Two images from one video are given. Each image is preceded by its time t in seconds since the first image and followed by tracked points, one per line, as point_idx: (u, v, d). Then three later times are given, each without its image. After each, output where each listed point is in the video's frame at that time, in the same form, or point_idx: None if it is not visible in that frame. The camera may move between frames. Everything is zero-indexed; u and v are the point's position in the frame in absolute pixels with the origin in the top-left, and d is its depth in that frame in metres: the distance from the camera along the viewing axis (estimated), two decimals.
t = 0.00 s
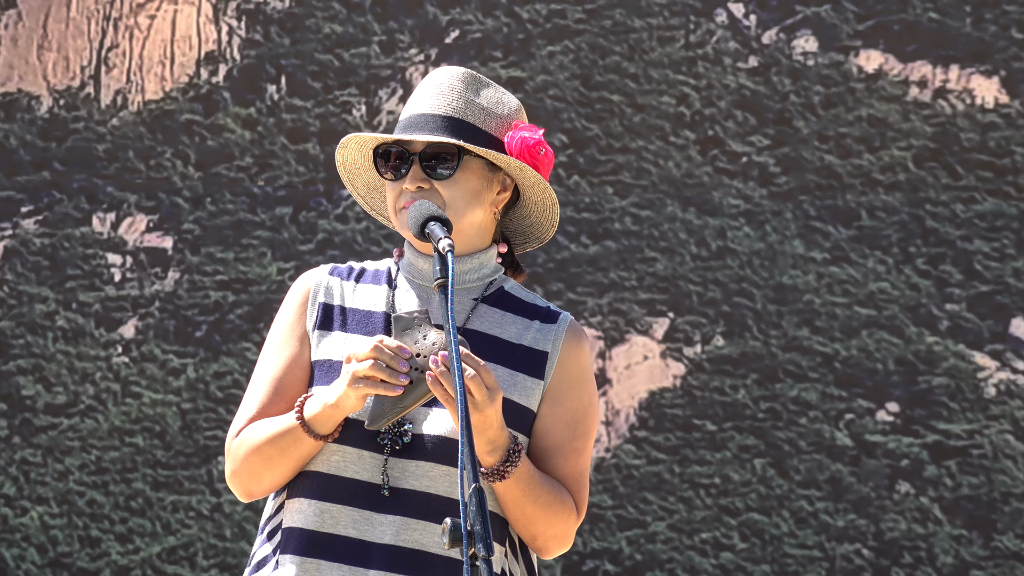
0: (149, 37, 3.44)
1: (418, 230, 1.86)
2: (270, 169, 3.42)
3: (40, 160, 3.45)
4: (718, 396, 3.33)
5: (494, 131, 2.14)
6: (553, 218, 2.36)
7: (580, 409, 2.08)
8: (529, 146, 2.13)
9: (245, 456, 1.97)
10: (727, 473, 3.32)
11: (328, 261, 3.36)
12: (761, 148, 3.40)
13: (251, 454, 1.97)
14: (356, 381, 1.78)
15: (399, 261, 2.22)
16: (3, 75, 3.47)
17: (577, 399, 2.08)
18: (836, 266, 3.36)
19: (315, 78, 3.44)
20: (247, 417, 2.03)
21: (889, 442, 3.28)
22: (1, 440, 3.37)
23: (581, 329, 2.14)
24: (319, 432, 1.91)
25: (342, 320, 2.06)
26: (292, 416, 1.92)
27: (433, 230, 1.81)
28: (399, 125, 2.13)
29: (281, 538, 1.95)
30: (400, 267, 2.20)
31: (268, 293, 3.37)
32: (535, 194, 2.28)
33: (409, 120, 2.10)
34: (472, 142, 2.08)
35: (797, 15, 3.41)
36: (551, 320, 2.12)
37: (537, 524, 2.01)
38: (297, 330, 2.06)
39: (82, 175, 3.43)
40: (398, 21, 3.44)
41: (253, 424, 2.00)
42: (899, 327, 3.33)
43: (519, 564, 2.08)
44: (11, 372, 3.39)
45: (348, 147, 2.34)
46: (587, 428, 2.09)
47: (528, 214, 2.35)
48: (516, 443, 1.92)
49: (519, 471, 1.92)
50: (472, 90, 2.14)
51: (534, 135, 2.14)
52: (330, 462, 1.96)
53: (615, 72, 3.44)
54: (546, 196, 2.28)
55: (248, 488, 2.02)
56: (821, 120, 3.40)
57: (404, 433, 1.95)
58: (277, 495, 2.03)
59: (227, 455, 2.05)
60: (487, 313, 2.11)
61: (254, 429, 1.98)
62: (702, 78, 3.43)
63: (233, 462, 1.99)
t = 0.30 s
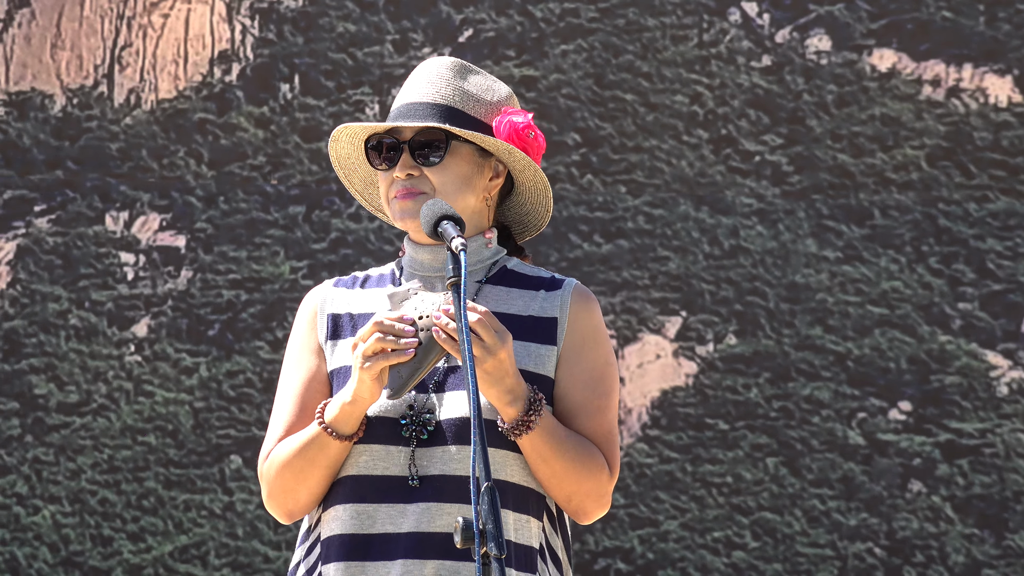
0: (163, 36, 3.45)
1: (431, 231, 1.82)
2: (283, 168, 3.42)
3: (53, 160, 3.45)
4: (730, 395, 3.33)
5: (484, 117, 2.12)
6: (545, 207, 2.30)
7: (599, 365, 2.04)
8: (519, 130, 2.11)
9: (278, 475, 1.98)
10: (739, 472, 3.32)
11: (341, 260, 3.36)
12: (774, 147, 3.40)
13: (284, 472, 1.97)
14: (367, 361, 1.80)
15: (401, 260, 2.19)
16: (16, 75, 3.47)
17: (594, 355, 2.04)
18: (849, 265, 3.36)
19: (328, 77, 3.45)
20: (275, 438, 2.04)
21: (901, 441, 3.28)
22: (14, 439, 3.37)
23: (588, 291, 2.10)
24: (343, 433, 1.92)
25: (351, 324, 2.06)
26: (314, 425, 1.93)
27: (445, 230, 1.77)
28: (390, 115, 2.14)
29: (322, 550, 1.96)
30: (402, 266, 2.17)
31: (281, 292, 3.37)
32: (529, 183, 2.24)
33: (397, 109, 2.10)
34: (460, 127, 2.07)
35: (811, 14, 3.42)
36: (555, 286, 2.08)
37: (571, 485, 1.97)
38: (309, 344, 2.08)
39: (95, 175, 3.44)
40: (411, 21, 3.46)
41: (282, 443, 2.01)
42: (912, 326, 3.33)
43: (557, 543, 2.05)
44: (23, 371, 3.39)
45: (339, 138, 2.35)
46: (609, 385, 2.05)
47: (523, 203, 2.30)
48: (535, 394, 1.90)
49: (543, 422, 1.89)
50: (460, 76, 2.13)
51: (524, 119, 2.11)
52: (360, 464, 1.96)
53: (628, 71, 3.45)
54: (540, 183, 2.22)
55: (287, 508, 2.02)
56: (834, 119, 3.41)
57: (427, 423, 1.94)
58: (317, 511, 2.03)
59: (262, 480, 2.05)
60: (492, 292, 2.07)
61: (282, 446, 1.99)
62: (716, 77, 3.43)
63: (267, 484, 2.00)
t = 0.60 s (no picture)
0: (164, 33, 3.46)
1: (432, 229, 1.81)
2: (284, 165, 3.43)
3: (54, 157, 3.45)
4: (731, 392, 3.33)
5: (461, 121, 2.10)
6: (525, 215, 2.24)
7: (592, 332, 2.00)
8: (495, 135, 2.07)
9: (304, 507, 2.02)
10: (740, 469, 3.32)
11: (342, 257, 3.35)
12: (775, 144, 3.40)
13: (307, 504, 2.02)
14: (348, 374, 1.81)
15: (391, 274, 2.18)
16: (17, 72, 3.47)
17: (586, 323, 2.00)
18: (850, 262, 3.36)
19: (329, 74, 3.45)
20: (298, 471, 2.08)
21: (902, 438, 3.27)
22: (15, 435, 3.37)
23: (571, 260, 2.05)
24: (349, 453, 1.94)
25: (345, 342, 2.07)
26: (322, 453, 1.96)
27: (445, 227, 1.76)
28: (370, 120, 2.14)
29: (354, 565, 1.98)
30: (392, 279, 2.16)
31: (281, 288, 3.36)
32: (508, 190, 2.19)
33: (375, 114, 2.10)
34: (436, 131, 2.05)
35: (812, 11, 3.42)
36: (536, 264, 2.04)
37: (578, 455, 1.93)
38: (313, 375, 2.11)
39: (96, 172, 3.44)
40: (412, 18, 3.47)
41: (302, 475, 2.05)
42: (912, 323, 3.33)
43: (581, 517, 2.02)
44: (24, 368, 3.39)
45: (321, 145, 2.34)
46: (605, 351, 2.01)
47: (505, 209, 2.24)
48: (522, 370, 1.88)
49: (535, 395, 1.87)
50: (438, 80, 2.12)
51: (501, 124, 2.08)
52: (376, 474, 1.97)
53: (629, 68, 3.46)
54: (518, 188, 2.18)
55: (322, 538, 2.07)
56: (835, 116, 3.40)
57: (430, 425, 1.92)
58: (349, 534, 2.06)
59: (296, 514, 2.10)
60: (477, 282, 2.04)
61: (302, 478, 2.04)
62: (717, 74, 3.43)
63: (295, 517, 2.04)
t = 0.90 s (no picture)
0: (166, 31, 3.46)
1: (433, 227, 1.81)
2: (286, 163, 3.43)
3: (56, 155, 3.45)
4: (733, 390, 3.32)
5: (461, 123, 2.10)
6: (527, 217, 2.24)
7: (586, 342, 1.99)
8: (495, 137, 2.06)
9: (292, 502, 2.02)
10: (742, 467, 3.31)
11: (344, 255, 3.36)
12: (777, 142, 3.40)
13: (295, 500, 2.02)
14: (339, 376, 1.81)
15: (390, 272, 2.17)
16: (19, 70, 3.47)
17: (579, 332, 1.99)
18: (852, 260, 3.35)
19: (330, 72, 3.45)
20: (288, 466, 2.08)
21: (904, 436, 3.27)
22: (17, 434, 3.37)
23: (569, 269, 2.05)
24: (337, 451, 1.93)
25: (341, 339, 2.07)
26: (312, 450, 1.96)
27: (448, 225, 1.76)
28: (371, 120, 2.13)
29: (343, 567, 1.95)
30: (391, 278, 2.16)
31: (283, 287, 3.37)
32: (508, 191, 2.18)
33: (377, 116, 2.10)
34: (435, 132, 2.05)
35: (813, 9, 3.42)
36: (533, 271, 2.04)
37: (566, 464, 1.92)
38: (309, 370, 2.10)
39: (98, 170, 3.44)
40: (414, 16, 3.47)
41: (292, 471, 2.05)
42: (915, 322, 3.33)
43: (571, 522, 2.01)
44: (26, 366, 3.39)
45: (324, 146, 2.35)
46: (599, 361, 2.00)
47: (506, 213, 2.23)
48: (513, 379, 1.87)
49: (525, 403, 1.86)
50: (440, 82, 2.12)
51: (501, 126, 2.08)
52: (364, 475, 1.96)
53: (631, 66, 3.46)
54: (518, 190, 2.17)
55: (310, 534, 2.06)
56: (837, 114, 3.40)
57: (420, 427, 1.93)
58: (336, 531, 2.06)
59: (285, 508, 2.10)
60: (473, 286, 2.04)
61: (292, 474, 2.03)
62: (718, 73, 3.43)
63: (283, 512, 2.04)
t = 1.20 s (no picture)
0: (167, 31, 3.46)
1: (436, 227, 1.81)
2: (287, 163, 3.44)
3: (58, 154, 3.45)
4: (735, 389, 3.32)
5: (472, 113, 2.10)
6: (538, 203, 2.28)
7: (588, 364, 2.03)
8: (505, 128, 2.09)
9: (258, 458, 1.96)
10: (744, 466, 3.31)
11: (345, 254, 3.37)
12: (779, 142, 3.41)
13: (263, 455, 1.96)
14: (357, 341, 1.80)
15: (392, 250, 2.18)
16: (21, 69, 3.47)
17: (583, 354, 2.03)
18: (853, 260, 3.35)
19: (332, 72, 3.46)
20: (256, 422, 2.02)
21: (906, 436, 3.27)
22: (19, 433, 3.37)
23: (577, 288, 2.08)
24: (327, 414, 1.90)
25: (337, 312, 2.05)
26: (297, 407, 1.92)
27: (450, 224, 1.76)
28: (381, 111, 2.13)
29: (308, 537, 1.95)
30: (393, 257, 2.16)
31: (285, 286, 3.37)
32: (518, 180, 2.22)
33: (388, 107, 2.10)
34: (446, 124, 2.06)
35: (815, 9, 3.42)
36: (544, 284, 2.07)
37: (557, 481, 1.95)
38: (296, 332, 2.06)
39: (100, 169, 3.44)
40: (416, 15, 3.47)
41: (263, 425, 1.99)
42: (916, 321, 3.33)
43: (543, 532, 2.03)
44: (28, 366, 3.39)
45: (336, 137, 2.36)
46: (596, 385, 2.04)
47: (517, 201, 2.28)
48: (521, 390, 1.89)
49: (528, 417, 1.89)
50: (451, 72, 2.12)
51: (511, 116, 2.10)
52: (344, 452, 1.95)
53: (632, 65, 3.46)
54: (527, 178, 2.20)
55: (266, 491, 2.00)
56: (838, 114, 3.41)
57: (412, 414, 1.94)
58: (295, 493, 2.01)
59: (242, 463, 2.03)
60: (482, 287, 2.05)
61: (264, 428, 1.98)
62: (720, 72, 3.44)
63: (247, 464, 1.98)
